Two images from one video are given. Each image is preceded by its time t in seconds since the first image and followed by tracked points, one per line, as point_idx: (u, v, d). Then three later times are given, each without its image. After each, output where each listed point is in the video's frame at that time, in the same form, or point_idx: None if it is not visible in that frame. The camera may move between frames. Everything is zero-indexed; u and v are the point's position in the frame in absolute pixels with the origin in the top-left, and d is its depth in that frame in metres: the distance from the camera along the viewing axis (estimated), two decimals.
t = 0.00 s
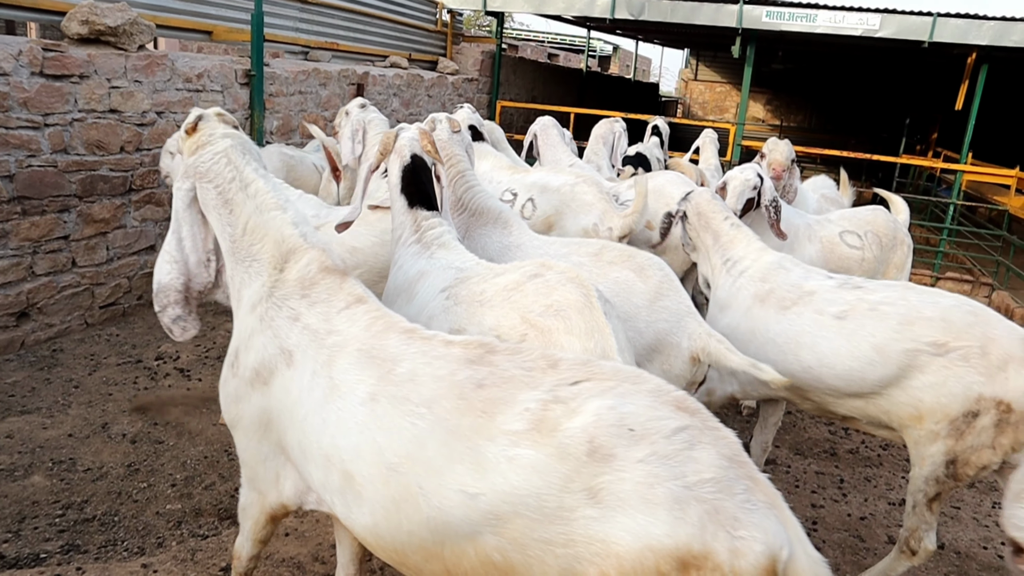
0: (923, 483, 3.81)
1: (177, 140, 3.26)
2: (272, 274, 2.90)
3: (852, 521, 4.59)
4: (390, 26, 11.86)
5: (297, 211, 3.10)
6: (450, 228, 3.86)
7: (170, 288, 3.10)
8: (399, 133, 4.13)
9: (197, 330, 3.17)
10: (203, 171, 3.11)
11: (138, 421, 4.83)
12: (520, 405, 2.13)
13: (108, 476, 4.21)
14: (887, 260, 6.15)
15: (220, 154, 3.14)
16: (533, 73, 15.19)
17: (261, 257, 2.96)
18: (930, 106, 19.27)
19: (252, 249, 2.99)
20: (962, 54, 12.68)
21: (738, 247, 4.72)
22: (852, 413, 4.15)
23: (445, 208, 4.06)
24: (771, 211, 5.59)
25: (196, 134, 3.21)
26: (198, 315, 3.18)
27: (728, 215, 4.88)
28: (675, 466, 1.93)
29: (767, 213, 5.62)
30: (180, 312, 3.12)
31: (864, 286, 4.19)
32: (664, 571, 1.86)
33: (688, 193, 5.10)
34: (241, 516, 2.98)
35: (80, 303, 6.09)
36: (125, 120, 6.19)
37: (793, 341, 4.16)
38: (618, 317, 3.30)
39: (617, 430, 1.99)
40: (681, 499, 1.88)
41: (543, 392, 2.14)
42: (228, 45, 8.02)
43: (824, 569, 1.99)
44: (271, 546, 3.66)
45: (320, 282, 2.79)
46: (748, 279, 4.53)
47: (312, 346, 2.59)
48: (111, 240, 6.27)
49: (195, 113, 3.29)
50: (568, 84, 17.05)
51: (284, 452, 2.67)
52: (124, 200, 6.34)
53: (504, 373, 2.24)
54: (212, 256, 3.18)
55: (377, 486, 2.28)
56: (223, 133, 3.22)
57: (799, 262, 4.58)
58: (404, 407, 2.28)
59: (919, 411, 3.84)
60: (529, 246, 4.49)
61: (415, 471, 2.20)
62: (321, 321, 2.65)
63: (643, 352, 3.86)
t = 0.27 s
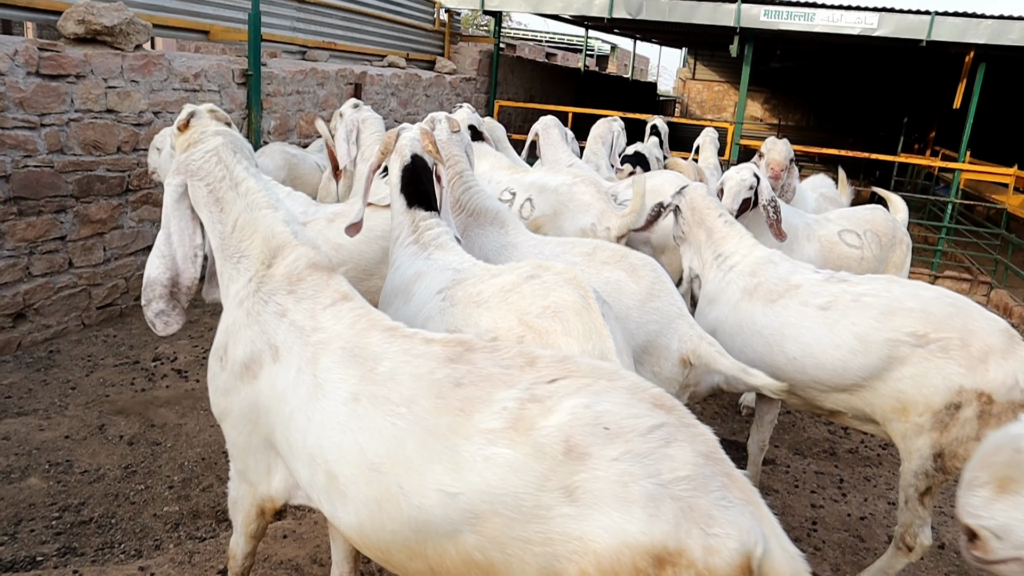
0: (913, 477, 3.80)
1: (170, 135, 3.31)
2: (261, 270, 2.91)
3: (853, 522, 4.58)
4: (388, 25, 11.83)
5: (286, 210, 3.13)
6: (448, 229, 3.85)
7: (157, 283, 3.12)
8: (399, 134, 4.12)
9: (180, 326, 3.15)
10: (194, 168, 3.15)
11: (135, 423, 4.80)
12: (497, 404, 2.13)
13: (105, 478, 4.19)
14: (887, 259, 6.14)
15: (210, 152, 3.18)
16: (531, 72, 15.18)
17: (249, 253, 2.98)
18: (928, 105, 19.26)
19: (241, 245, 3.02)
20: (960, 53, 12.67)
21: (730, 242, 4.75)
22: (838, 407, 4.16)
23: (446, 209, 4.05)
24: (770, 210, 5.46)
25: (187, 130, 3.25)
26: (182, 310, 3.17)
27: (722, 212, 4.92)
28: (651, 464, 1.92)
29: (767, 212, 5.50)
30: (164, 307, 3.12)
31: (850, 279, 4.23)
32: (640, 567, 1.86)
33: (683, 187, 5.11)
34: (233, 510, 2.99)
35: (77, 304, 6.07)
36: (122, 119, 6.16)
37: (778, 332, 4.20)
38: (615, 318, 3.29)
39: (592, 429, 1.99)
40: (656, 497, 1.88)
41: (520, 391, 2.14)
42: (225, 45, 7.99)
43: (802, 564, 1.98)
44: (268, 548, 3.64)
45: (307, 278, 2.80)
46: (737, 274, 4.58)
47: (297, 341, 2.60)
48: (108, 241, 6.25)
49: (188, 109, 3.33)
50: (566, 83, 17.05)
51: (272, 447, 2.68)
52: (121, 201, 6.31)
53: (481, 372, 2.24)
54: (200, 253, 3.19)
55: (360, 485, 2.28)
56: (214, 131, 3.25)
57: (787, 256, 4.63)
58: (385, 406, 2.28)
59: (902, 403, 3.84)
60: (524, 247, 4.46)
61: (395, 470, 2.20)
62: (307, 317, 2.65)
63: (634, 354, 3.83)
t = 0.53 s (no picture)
0: (905, 472, 3.81)
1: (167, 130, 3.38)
2: (251, 265, 2.98)
3: (856, 522, 4.56)
4: (388, 25, 11.82)
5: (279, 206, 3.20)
6: (450, 230, 3.84)
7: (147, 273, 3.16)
8: (404, 134, 4.06)
9: (168, 318, 3.16)
10: (188, 162, 3.22)
11: (137, 424, 4.80)
12: (475, 402, 2.17)
13: (106, 479, 4.18)
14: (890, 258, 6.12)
15: (204, 147, 3.24)
16: (532, 72, 15.16)
17: (241, 248, 3.06)
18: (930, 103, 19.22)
19: (233, 240, 3.10)
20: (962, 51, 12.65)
21: (727, 238, 4.80)
22: (827, 400, 4.17)
23: (450, 210, 4.03)
24: (769, 210, 5.45)
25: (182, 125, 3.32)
26: (172, 301, 3.18)
27: (720, 209, 4.96)
28: (627, 461, 1.95)
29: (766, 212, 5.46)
30: (152, 299, 3.14)
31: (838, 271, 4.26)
32: (616, 561, 1.89)
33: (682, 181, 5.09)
34: (230, 504, 3.01)
35: (78, 305, 6.06)
36: (122, 120, 6.15)
37: (767, 322, 4.25)
38: (616, 319, 3.28)
39: (569, 427, 2.02)
40: (631, 494, 1.91)
41: (498, 389, 2.18)
42: (226, 45, 7.99)
43: (774, 563, 1.97)
44: (269, 550, 3.64)
45: (296, 274, 2.85)
46: (732, 267, 4.64)
47: (285, 336, 2.64)
48: (109, 241, 6.24)
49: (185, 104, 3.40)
50: (567, 82, 17.03)
51: (261, 440, 2.71)
52: (122, 201, 6.30)
53: (459, 369, 2.28)
54: (190, 244, 3.22)
55: (342, 481, 2.30)
56: (209, 126, 3.32)
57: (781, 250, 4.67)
58: (366, 403, 2.31)
59: (889, 394, 3.87)
60: (523, 247, 4.43)
61: (374, 467, 2.23)
62: (295, 312, 2.70)
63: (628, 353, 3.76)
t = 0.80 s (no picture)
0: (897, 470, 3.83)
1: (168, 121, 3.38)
2: (245, 257, 3.03)
3: (859, 526, 4.54)
4: (393, 24, 11.80)
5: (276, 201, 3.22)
6: (453, 230, 3.83)
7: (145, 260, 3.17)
8: (412, 134, 4.09)
9: (163, 307, 3.13)
10: (186, 154, 3.24)
11: (138, 422, 4.80)
12: (457, 397, 2.23)
13: (108, 478, 4.18)
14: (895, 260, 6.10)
15: (203, 139, 3.26)
16: (536, 72, 15.14)
17: (236, 241, 3.09)
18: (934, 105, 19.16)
19: (228, 232, 3.12)
20: (968, 53, 12.59)
21: (725, 237, 4.81)
22: (818, 396, 4.16)
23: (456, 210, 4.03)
24: (769, 212, 5.52)
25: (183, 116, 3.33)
26: (168, 289, 3.14)
27: (718, 211, 4.95)
28: (606, 458, 2.00)
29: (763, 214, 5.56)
30: (150, 286, 3.12)
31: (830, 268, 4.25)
32: (596, 556, 1.93)
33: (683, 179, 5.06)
34: (228, 495, 3.04)
35: (81, 302, 6.06)
36: (126, 118, 6.14)
37: (760, 318, 4.24)
38: (620, 322, 3.27)
39: (550, 425, 2.07)
40: (610, 490, 1.95)
41: (479, 385, 2.24)
42: (230, 44, 7.97)
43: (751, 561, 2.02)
44: (270, 549, 3.63)
45: (288, 270, 2.90)
46: (726, 266, 4.64)
47: (275, 329, 2.69)
48: (112, 239, 6.24)
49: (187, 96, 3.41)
50: (571, 82, 17.00)
51: (251, 432, 2.76)
52: (126, 199, 6.29)
53: (441, 365, 2.33)
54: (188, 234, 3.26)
55: (324, 475, 2.36)
56: (208, 118, 3.33)
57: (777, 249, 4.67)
58: (348, 397, 2.37)
59: (880, 390, 3.86)
60: (524, 247, 4.42)
61: (355, 461, 2.29)
62: (285, 307, 2.75)
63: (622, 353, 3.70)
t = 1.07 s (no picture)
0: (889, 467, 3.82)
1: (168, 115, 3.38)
2: (242, 253, 3.01)
3: (862, 529, 4.53)
4: (396, 23, 11.79)
5: (275, 198, 3.22)
6: (456, 230, 3.81)
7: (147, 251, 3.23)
8: (417, 134, 4.06)
9: (163, 297, 3.19)
10: (185, 148, 3.23)
11: (139, 420, 4.79)
12: (443, 394, 2.23)
13: (108, 476, 4.17)
14: (899, 263, 6.09)
15: (202, 133, 3.26)
16: (539, 72, 15.12)
17: (234, 237, 3.08)
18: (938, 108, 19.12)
19: (225, 227, 3.11)
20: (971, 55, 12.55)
21: (719, 236, 4.79)
22: (810, 394, 4.13)
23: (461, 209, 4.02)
24: (768, 215, 5.55)
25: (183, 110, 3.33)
26: (167, 281, 3.18)
27: (714, 211, 4.93)
28: (590, 454, 2.01)
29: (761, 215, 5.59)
30: (150, 277, 3.17)
31: (822, 267, 4.24)
32: (580, 551, 1.93)
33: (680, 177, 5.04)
34: (224, 487, 3.02)
35: (83, 300, 6.06)
36: (129, 115, 6.13)
37: (752, 316, 4.23)
38: (624, 325, 3.26)
39: (535, 421, 2.08)
40: (594, 486, 1.96)
41: (466, 382, 2.24)
42: (233, 41, 7.97)
43: (731, 555, 2.02)
44: (270, 549, 3.62)
45: (284, 268, 2.89)
46: (720, 264, 4.63)
47: (267, 325, 2.69)
48: (114, 237, 6.23)
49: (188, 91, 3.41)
50: (574, 82, 16.98)
51: (242, 427, 2.76)
52: (128, 196, 6.28)
53: (429, 363, 2.34)
54: (186, 227, 3.26)
55: (309, 471, 2.37)
56: (208, 113, 3.33)
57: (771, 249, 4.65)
58: (334, 393, 2.37)
59: (871, 387, 3.85)
60: (526, 247, 4.41)
61: (340, 455, 2.30)
62: (279, 304, 2.75)
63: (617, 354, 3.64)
